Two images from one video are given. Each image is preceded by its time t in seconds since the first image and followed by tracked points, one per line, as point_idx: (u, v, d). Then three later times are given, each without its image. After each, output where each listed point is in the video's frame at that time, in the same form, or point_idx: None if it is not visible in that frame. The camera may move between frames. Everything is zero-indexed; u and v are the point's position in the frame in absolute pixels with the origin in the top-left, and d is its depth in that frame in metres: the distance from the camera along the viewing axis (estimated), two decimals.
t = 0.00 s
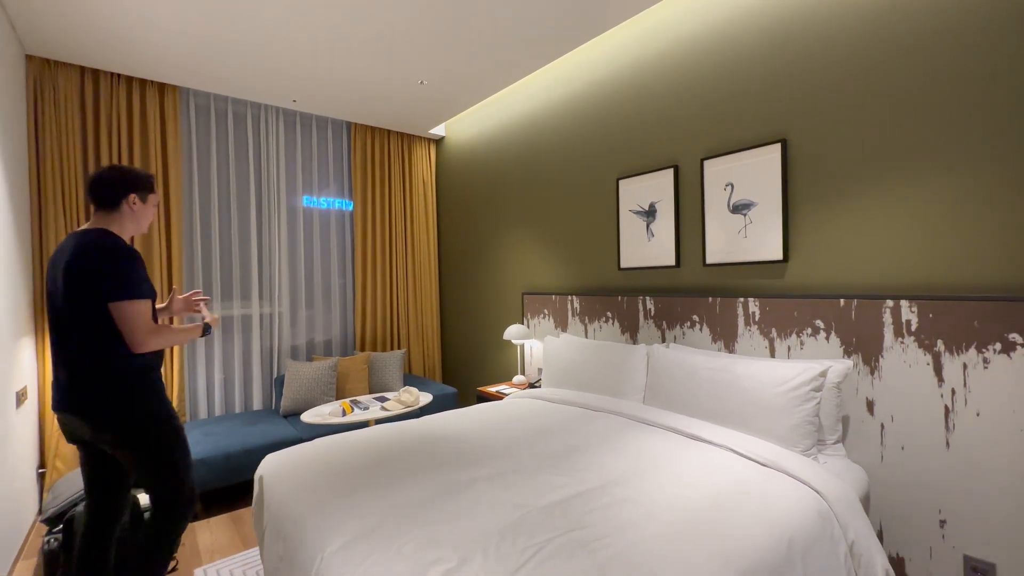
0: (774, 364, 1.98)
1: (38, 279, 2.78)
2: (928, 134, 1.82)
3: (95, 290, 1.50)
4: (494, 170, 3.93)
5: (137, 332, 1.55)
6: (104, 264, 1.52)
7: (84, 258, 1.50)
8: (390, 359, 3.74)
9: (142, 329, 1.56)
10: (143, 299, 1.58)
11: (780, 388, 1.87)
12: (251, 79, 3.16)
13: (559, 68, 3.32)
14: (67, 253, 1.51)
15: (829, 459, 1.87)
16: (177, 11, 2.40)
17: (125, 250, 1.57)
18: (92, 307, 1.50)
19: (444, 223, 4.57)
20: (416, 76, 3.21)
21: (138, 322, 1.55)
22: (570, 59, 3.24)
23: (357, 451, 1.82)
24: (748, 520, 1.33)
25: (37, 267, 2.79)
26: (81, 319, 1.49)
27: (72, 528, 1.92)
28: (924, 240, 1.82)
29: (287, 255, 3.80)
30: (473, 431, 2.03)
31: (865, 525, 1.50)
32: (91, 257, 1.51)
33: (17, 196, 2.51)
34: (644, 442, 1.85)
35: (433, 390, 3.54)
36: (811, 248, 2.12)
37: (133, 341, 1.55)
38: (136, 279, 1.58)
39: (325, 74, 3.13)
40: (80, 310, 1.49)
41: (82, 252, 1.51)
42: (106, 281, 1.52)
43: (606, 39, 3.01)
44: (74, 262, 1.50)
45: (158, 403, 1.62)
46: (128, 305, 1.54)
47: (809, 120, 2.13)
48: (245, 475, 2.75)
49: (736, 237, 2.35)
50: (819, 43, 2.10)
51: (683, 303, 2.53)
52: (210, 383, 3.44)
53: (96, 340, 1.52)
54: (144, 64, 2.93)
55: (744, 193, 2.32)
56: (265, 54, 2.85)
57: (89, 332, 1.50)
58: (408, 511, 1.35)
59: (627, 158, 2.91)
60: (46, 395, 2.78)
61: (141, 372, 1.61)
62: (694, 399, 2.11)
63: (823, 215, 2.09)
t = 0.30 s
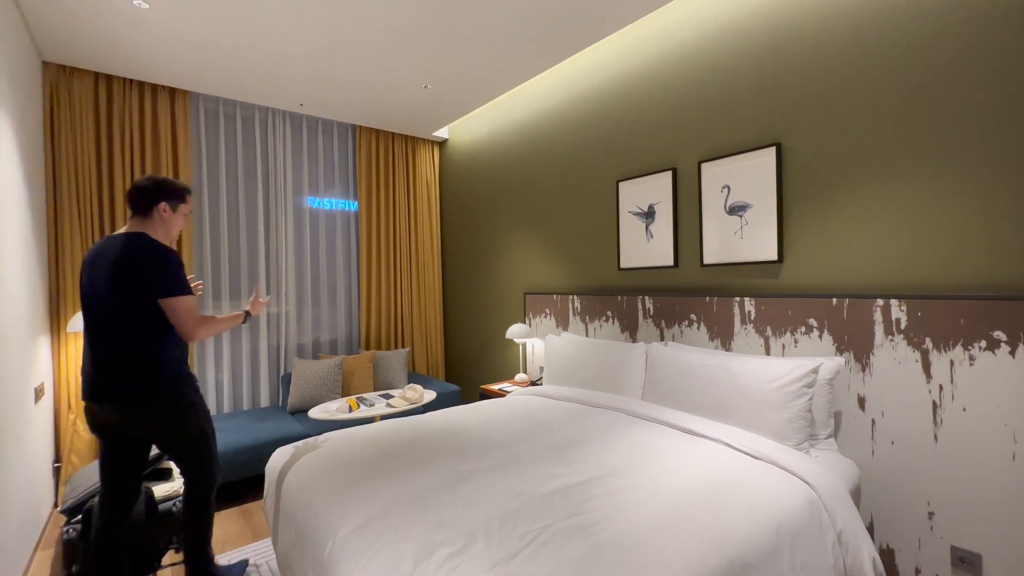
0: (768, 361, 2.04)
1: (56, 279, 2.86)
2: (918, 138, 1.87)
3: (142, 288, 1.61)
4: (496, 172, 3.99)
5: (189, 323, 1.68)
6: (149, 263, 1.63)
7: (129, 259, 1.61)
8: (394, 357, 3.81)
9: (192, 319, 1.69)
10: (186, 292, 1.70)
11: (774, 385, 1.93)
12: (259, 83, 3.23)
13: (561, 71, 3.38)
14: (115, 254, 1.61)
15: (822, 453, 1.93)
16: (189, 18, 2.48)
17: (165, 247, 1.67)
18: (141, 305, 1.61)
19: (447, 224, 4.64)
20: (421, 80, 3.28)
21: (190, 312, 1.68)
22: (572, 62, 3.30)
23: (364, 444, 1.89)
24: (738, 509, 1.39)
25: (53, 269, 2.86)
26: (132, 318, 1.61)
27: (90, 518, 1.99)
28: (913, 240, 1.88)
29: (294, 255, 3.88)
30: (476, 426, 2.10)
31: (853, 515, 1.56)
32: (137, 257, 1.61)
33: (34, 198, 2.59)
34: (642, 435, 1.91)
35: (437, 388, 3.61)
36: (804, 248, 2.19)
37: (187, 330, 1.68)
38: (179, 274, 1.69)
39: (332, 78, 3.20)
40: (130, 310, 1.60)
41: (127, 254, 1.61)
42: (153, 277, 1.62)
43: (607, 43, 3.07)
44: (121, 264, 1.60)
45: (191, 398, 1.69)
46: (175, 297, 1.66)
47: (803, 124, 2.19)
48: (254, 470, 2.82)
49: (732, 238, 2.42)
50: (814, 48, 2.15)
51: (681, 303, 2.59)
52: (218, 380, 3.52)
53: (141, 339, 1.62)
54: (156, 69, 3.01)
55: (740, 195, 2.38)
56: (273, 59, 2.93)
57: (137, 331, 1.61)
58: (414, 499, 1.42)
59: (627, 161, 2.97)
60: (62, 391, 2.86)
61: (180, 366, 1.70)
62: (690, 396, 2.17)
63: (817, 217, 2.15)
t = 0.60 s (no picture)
0: (763, 357, 2.11)
1: (71, 278, 2.95)
2: (909, 142, 1.93)
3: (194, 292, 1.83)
4: (499, 173, 4.06)
5: (223, 327, 1.86)
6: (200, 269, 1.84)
7: (185, 266, 1.82)
8: (399, 355, 3.89)
9: (227, 324, 1.87)
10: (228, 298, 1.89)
11: (768, 380, 2.00)
12: (268, 86, 3.31)
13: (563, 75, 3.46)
14: (173, 260, 1.82)
15: (815, 447, 1.99)
16: (202, 24, 2.56)
17: (214, 256, 1.88)
18: (192, 306, 1.83)
19: (451, 224, 4.71)
20: (425, 83, 3.35)
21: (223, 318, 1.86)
22: (573, 66, 3.37)
23: (374, 436, 1.97)
24: (732, 498, 1.45)
25: (69, 269, 2.95)
26: (184, 316, 1.83)
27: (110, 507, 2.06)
28: (904, 241, 1.95)
29: (301, 255, 3.96)
30: (480, 420, 2.17)
31: (843, 504, 1.62)
32: (190, 264, 1.83)
33: (52, 199, 2.67)
34: (641, 429, 1.98)
35: (441, 385, 3.69)
36: (799, 248, 2.25)
37: (220, 333, 1.86)
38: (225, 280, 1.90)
39: (338, 81, 3.28)
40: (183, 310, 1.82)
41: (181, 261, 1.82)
42: (203, 282, 1.84)
43: (608, 48, 3.14)
44: (176, 270, 1.82)
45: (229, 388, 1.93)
46: (218, 300, 1.85)
47: (798, 128, 2.25)
48: (264, 463, 2.90)
49: (730, 238, 2.48)
50: (808, 54, 2.22)
51: (680, 301, 2.65)
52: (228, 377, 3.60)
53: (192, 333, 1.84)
54: (168, 74, 3.09)
55: (737, 197, 2.44)
56: (282, 63, 3.00)
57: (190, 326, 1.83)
58: (423, 487, 1.49)
59: (627, 162, 3.03)
60: (78, 387, 2.95)
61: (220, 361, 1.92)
62: (688, 391, 2.23)
63: (811, 218, 2.21)
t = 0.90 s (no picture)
0: (755, 353, 2.16)
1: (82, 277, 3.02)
2: (898, 143, 1.99)
3: (232, 286, 1.93)
4: (499, 172, 4.12)
5: (251, 320, 1.95)
6: (239, 266, 1.94)
7: (225, 263, 1.93)
8: (401, 351, 3.96)
9: (254, 317, 1.96)
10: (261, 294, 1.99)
11: (760, 374, 2.06)
12: (272, 87, 3.38)
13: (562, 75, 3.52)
14: (214, 257, 1.93)
15: (806, 439, 2.05)
16: (209, 27, 2.62)
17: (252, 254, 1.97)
18: (229, 300, 1.94)
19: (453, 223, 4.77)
20: (427, 83, 3.41)
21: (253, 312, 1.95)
22: (572, 67, 3.43)
23: (378, 428, 2.03)
24: (721, 485, 1.51)
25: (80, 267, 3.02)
26: (222, 309, 1.93)
27: (123, 496, 2.14)
28: (892, 239, 2.00)
29: (305, 253, 4.02)
30: (481, 413, 2.23)
31: (830, 493, 1.68)
32: (230, 260, 1.93)
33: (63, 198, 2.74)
34: (636, 422, 2.04)
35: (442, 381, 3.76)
36: (792, 246, 2.31)
37: (247, 325, 1.95)
38: (262, 276, 2.00)
39: (342, 82, 3.34)
40: (221, 303, 1.92)
41: (223, 258, 1.93)
42: (240, 278, 1.94)
43: (607, 49, 3.19)
44: (215, 267, 1.92)
45: (259, 376, 2.02)
46: (251, 295, 1.95)
47: (791, 129, 2.31)
48: (269, 456, 2.97)
49: (724, 236, 2.54)
50: (800, 56, 2.28)
51: (676, 298, 2.71)
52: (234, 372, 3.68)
53: (228, 324, 1.94)
54: (175, 75, 3.16)
55: (732, 196, 2.50)
56: (287, 64, 3.07)
57: (226, 317, 1.93)
58: (425, 475, 1.55)
59: (625, 161, 3.09)
60: (88, 382, 3.02)
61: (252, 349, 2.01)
62: (683, 385, 2.29)
63: (804, 217, 2.27)
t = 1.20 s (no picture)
0: (749, 349, 2.21)
1: (86, 274, 3.06)
2: (889, 143, 2.03)
3: (253, 283, 1.99)
4: (499, 171, 4.16)
5: (270, 314, 1.99)
6: (259, 264, 2.00)
7: (245, 261, 1.99)
8: (401, 348, 4.00)
9: (274, 312, 2.00)
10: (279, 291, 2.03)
11: (753, 370, 2.10)
12: (274, 86, 3.41)
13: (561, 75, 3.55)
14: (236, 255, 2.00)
15: (797, 433, 2.10)
16: (211, 27, 2.66)
17: (272, 252, 2.02)
18: (250, 297, 2.00)
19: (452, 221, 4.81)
20: (427, 83, 3.45)
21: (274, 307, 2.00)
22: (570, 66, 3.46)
23: (378, 423, 2.08)
24: (713, 477, 1.56)
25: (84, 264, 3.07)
26: (244, 306, 2.00)
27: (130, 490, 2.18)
28: (883, 237, 2.04)
29: (306, 251, 4.06)
30: (480, 408, 2.28)
31: (819, 485, 1.72)
32: (250, 258, 1.99)
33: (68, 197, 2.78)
34: (631, 416, 2.09)
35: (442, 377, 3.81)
36: (785, 244, 2.35)
37: (267, 319, 1.99)
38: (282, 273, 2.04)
39: (342, 81, 3.37)
40: (242, 299, 1.99)
41: (244, 256, 1.99)
42: (260, 276, 1.99)
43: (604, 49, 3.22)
44: (237, 265, 1.99)
45: (272, 371, 2.05)
46: (271, 291, 2.00)
47: (785, 129, 2.35)
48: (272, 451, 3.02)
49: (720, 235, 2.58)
50: (795, 58, 2.31)
51: (672, 295, 2.75)
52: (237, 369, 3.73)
53: (250, 319, 2.01)
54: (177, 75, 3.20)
55: (727, 195, 2.54)
56: (289, 64, 3.10)
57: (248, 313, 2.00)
58: (425, 467, 1.60)
59: (622, 160, 3.13)
60: (94, 378, 3.07)
61: (272, 344, 2.08)
62: (678, 381, 2.34)
63: (797, 215, 2.31)
